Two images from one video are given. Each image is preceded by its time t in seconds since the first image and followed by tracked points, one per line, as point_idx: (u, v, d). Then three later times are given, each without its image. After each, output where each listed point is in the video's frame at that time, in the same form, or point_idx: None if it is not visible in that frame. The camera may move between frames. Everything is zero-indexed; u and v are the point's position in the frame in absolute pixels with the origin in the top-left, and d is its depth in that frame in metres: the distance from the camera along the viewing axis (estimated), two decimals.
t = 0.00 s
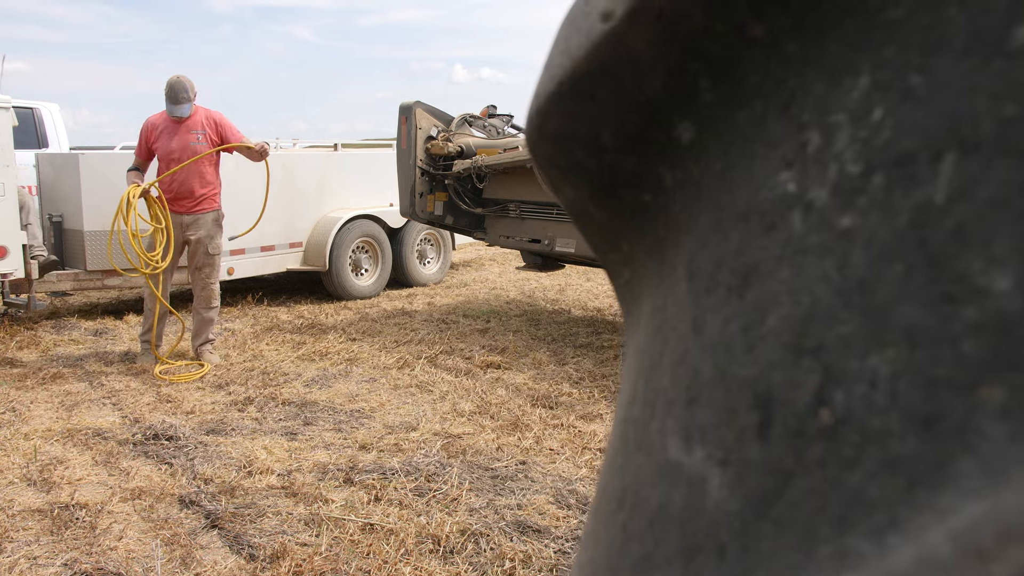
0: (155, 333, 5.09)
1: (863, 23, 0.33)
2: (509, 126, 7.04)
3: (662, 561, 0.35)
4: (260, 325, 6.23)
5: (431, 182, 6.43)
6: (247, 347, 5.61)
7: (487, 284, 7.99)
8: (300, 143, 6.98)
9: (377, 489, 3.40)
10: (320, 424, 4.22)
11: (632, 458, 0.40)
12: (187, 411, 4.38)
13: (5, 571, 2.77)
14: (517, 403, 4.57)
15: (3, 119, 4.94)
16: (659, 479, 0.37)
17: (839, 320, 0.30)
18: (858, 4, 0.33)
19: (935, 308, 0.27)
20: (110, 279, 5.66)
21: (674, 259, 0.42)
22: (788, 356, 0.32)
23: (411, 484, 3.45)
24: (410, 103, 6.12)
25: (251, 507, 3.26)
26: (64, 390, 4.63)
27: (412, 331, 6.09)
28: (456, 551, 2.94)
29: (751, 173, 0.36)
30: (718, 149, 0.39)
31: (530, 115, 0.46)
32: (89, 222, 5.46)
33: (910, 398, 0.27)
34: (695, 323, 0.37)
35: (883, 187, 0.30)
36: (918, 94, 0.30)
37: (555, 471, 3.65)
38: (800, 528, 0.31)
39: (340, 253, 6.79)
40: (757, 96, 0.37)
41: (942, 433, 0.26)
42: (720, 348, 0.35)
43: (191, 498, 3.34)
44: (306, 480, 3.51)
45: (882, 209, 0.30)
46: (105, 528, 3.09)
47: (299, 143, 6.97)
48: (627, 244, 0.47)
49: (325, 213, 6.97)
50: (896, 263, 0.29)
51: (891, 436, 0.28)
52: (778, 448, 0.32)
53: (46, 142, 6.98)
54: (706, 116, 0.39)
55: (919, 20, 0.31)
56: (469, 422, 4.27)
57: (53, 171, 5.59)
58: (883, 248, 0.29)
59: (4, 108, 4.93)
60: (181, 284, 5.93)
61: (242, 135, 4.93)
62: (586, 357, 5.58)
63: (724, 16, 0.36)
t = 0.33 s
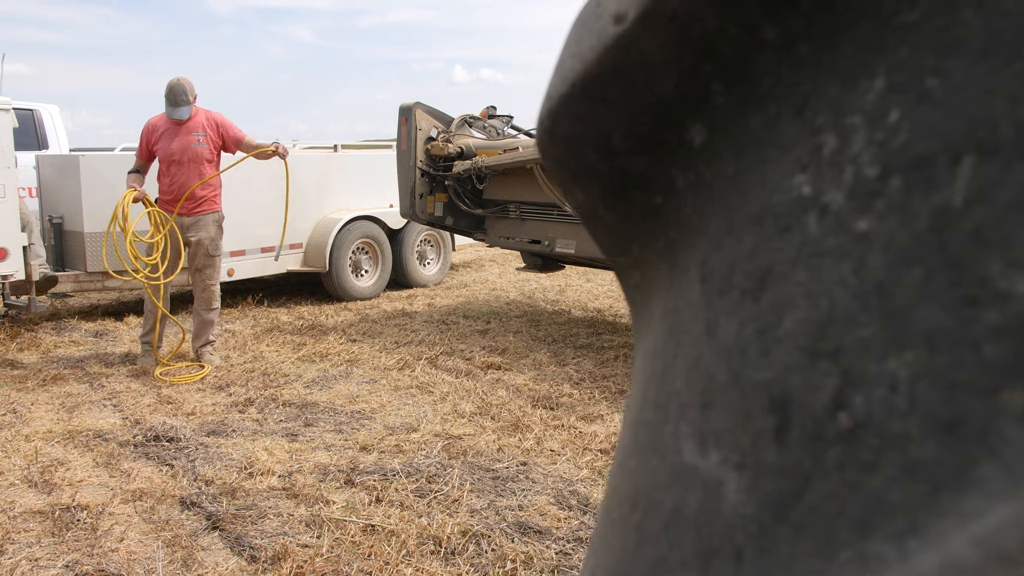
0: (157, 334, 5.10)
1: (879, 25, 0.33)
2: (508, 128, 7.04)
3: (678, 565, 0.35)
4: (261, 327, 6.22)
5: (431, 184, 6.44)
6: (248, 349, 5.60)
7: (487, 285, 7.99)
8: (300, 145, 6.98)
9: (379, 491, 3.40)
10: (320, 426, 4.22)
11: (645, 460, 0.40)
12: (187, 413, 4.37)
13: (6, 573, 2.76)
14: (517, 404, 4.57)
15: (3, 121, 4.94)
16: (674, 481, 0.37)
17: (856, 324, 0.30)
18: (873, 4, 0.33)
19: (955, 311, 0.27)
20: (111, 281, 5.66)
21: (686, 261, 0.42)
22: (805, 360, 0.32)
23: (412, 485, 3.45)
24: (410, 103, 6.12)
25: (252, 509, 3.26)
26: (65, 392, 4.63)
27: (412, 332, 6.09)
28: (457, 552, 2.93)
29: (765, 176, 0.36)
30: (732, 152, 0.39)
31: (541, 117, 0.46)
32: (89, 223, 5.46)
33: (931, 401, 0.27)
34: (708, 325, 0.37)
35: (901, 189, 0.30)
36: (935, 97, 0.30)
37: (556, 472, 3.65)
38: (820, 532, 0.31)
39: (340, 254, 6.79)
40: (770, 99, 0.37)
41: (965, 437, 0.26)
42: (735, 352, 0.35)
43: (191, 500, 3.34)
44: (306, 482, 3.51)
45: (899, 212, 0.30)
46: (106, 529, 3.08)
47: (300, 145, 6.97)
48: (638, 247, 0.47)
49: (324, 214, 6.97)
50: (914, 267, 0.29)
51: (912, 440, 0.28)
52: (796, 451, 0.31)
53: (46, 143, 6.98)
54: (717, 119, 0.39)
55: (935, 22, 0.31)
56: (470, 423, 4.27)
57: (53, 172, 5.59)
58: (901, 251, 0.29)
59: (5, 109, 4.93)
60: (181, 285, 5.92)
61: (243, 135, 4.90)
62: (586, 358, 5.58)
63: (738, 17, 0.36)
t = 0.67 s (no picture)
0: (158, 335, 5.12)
1: (900, 27, 0.33)
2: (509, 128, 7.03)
3: (700, 568, 0.35)
4: (262, 327, 6.23)
5: (432, 185, 6.44)
6: (249, 350, 5.60)
7: (487, 286, 7.99)
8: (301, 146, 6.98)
9: (380, 492, 3.40)
10: (322, 427, 4.21)
11: (663, 463, 0.40)
12: (189, 414, 4.37)
13: (9, 573, 2.76)
14: (519, 404, 4.57)
15: (4, 122, 4.93)
16: (694, 484, 0.37)
17: (881, 326, 0.30)
18: (895, 5, 0.33)
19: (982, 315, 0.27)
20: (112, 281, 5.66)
21: (703, 264, 0.41)
22: (828, 363, 0.32)
23: (414, 486, 3.45)
24: (411, 104, 6.12)
25: (254, 510, 3.26)
26: (66, 393, 4.63)
27: (413, 333, 6.09)
28: (459, 553, 2.93)
29: (786, 177, 0.36)
30: (751, 154, 0.38)
31: (557, 118, 0.46)
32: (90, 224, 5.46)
33: (958, 404, 0.28)
34: (727, 326, 0.37)
35: (925, 191, 0.30)
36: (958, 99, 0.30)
37: (557, 473, 3.65)
38: (845, 535, 0.31)
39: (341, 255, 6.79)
40: (789, 100, 0.37)
41: (993, 441, 0.27)
42: (756, 353, 0.35)
43: (194, 500, 3.34)
44: (308, 483, 3.50)
45: (924, 214, 0.30)
46: (108, 530, 3.08)
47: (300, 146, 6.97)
48: (653, 248, 0.47)
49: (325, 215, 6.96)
50: (940, 268, 0.29)
51: (939, 443, 0.28)
52: (820, 455, 0.31)
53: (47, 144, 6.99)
54: (735, 119, 0.39)
55: (958, 24, 0.31)
56: (471, 424, 4.27)
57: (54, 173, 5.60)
58: (926, 253, 0.29)
59: (7, 111, 4.93)
60: (182, 286, 5.93)
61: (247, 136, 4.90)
62: (587, 359, 5.58)
63: (759, 17, 0.36)
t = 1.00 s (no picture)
0: (161, 335, 5.13)
1: (926, 24, 0.33)
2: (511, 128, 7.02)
3: (724, 569, 0.35)
4: (264, 327, 6.23)
5: (433, 184, 6.44)
6: (251, 349, 5.61)
7: (489, 286, 7.99)
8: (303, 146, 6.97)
9: (383, 491, 3.40)
10: (324, 427, 4.21)
11: (684, 462, 0.40)
12: (191, 413, 4.38)
13: (12, 573, 2.76)
14: (521, 404, 4.57)
15: (5, 122, 4.93)
16: (718, 484, 0.36)
17: (910, 325, 0.30)
18: (920, 4, 0.33)
19: (1016, 313, 0.28)
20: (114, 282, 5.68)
21: (723, 263, 0.41)
22: (856, 361, 0.32)
23: (417, 486, 3.45)
24: (412, 103, 6.12)
25: (257, 509, 3.26)
26: (69, 392, 4.64)
27: (415, 333, 6.10)
28: (462, 553, 2.93)
29: (810, 176, 0.36)
30: (773, 152, 0.38)
31: (575, 116, 0.45)
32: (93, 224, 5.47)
33: (990, 403, 0.28)
34: (751, 325, 0.37)
35: (955, 188, 0.30)
36: (987, 96, 0.30)
37: (559, 473, 3.65)
38: (877, 534, 0.31)
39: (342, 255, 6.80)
40: (812, 98, 0.36)
41: None
42: (781, 353, 0.34)
43: (196, 500, 3.34)
44: (311, 483, 3.50)
45: (954, 213, 0.30)
46: (111, 529, 3.08)
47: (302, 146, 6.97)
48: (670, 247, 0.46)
49: (326, 215, 6.96)
50: (972, 268, 0.29)
51: (973, 441, 0.29)
52: (850, 454, 0.32)
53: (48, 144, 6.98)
54: (757, 117, 0.39)
55: (985, 21, 0.31)
56: (473, 424, 4.27)
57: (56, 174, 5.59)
58: (956, 253, 0.30)
59: (8, 111, 4.92)
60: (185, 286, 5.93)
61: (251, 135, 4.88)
62: (590, 359, 5.58)
63: (783, 13, 0.36)
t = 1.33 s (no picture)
0: (163, 334, 5.15)
1: (955, 19, 0.33)
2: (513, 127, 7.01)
3: (751, 569, 0.35)
4: (266, 326, 6.23)
5: (436, 184, 6.44)
6: (253, 348, 5.61)
7: (491, 285, 7.99)
8: (305, 145, 6.97)
9: (386, 490, 3.40)
10: (327, 425, 4.22)
11: (704, 462, 0.40)
12: (194, 412, 4.38)
13: (17, 571, 2.77)
14: (523, 403, 4.58)
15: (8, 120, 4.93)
16: (742, 483, 0.36)
17: (943, 321, 0.31)
18: None
19: None
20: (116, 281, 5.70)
21: (745, 262, 0.41)
22: (888, 359, 0.32)
23: (420, 485, 3.45)
24: (415, 103, 6.13)
25: (260, 508, 3.26)
26: (72, 391, 4.64)
27: (417, 332, 6.10)
28: (465, 552, 2.93)
29: (835, 173, 0.36)
30: (797, 149, 0.38)
31: (596, 112, 0.44)
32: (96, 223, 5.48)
33: None
34: (776, 323, 0.36)
35: (985, 186, 0.31)
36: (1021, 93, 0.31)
37: (562, 472, 3.65)
38: (911, 534, 0.32)
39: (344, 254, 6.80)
40: (839, 95, 0.36)
41: None
42: (806, 351, 0.35)
43: (199, 499, 3.34)
44: (313, 481, 3.51)
45: (985, 209, 0.31)
46: (114, 528, 3.09)
47: (305, 145, 6.98)
48: (690, 245, 0.46)
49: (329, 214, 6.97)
50: (1006, 264, 0.30)
51: (1008, 439, 0.30)
52: (881, 453, 0.32)
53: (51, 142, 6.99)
54: (781, 115, 0.38)
55: (1016, 20, 0.32)
56: (476, 423, 4.27)
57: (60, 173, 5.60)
58: (988, 250, 0.30)
59: (12, 109, 4.93)
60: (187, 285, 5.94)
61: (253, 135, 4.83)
62: (592, 358, 5.58)
63: (808, 13, 0.36)
